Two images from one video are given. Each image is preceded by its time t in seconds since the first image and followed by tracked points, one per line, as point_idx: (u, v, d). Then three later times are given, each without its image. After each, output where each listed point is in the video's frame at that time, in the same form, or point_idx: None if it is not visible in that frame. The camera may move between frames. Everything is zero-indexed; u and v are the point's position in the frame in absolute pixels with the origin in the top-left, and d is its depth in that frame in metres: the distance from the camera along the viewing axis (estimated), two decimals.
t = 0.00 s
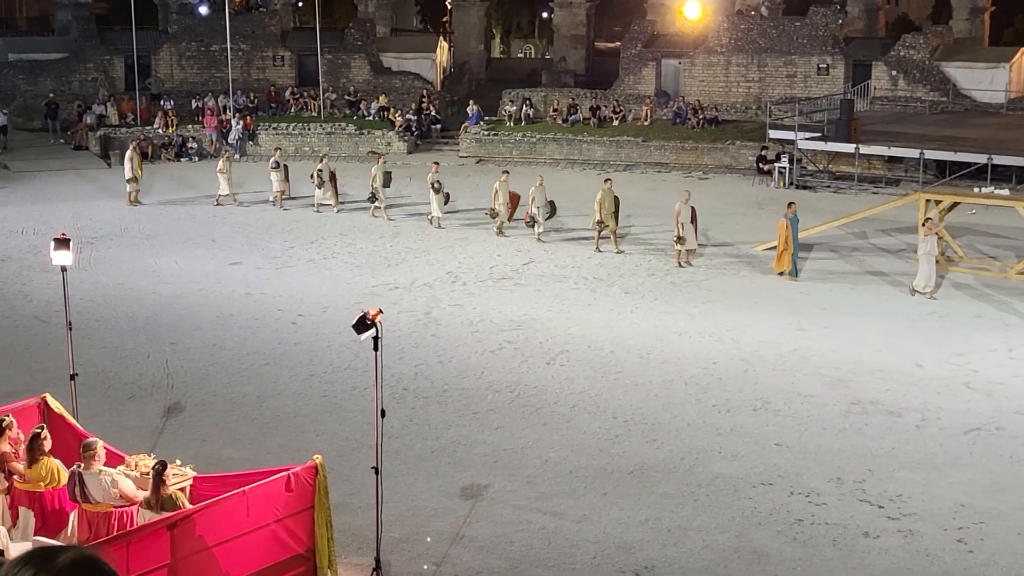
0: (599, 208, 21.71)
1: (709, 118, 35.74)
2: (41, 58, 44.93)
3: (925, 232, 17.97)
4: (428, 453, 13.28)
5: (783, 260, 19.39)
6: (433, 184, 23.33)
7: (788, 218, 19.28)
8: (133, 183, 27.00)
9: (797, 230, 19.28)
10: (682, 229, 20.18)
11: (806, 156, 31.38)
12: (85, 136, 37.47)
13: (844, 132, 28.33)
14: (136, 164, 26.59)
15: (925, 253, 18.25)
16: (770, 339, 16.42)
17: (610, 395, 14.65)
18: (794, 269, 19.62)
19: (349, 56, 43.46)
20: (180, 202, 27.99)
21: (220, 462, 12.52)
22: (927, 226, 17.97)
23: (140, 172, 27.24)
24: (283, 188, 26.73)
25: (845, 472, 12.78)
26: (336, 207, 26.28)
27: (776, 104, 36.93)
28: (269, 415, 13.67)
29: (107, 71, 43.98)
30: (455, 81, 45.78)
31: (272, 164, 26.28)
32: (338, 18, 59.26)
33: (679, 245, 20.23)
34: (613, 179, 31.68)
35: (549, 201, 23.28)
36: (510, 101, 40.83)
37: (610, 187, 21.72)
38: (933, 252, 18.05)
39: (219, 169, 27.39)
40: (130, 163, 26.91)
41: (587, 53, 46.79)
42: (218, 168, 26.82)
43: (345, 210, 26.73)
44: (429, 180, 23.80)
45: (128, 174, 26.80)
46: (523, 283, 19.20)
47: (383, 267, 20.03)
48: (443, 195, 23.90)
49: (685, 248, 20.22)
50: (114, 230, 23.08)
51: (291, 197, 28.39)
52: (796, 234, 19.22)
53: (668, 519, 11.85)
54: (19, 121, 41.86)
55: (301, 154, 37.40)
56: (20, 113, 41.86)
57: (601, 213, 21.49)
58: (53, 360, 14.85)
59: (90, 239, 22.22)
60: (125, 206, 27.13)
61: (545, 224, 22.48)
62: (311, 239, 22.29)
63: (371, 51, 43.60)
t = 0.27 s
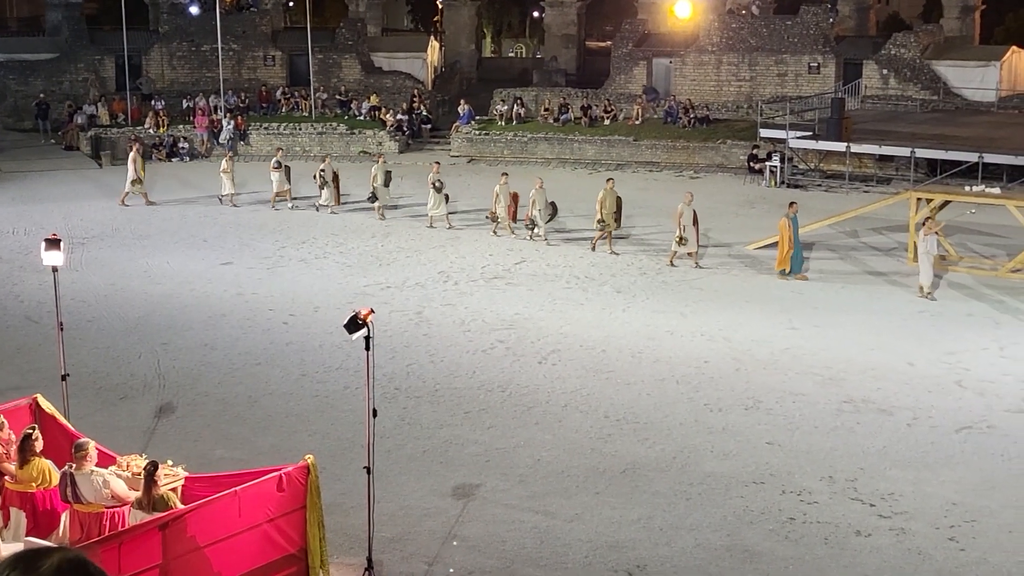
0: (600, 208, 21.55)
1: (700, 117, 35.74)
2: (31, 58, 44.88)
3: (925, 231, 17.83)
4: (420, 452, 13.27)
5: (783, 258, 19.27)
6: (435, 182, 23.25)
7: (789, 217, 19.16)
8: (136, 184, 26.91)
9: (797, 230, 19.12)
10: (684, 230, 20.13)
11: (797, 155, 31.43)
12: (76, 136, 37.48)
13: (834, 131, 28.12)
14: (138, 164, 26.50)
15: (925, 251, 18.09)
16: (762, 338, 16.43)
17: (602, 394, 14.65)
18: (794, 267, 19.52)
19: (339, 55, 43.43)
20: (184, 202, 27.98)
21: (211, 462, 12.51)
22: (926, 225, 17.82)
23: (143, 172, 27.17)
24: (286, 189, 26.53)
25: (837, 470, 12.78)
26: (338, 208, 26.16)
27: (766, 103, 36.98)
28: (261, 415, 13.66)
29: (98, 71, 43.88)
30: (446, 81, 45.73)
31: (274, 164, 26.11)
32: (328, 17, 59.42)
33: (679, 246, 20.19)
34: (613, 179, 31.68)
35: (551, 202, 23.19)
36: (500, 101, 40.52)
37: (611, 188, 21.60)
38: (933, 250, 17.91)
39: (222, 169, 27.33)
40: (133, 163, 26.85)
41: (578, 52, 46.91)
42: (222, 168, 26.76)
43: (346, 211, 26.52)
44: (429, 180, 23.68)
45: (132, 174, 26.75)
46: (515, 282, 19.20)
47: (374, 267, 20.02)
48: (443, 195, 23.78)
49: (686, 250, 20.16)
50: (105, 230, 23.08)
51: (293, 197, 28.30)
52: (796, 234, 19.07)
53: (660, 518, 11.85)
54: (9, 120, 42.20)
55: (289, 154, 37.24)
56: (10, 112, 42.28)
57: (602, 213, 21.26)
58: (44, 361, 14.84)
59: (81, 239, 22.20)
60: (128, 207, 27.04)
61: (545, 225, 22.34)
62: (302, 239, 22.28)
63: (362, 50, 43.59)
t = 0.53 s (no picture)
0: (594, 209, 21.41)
1: (684, 117, 35.76)
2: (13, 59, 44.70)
3: (917, 234, 17.96)
4: (405, 452, 13.28)
5: (777, 258, 19.29)
6: (429, 183, 23.06)
7: (784, 218, 19.10)
8: (131, 182, 26.99)
9: (792, 232, 19.13)
10: (678, 229, 20.09)
11: (782, 154, 31.50)
12: (59, 137, 37.46)
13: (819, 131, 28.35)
14: (132, 164, 26.58)
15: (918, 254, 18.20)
16: (746, 337, 16.47)
17: (587, 394, 14.67)
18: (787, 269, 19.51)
19: (324, 56, 43.38)
20: (181, 202, 27.96)
21: (196, 463, 12.49)
22: (920, 226, 18.01)
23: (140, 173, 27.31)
24: (280, 190, 26.34)
25: (821, 469, 12.81)
26: (333, 209, 25.99)
27: (750, 103, 37.06)
28: (245, 415, 13.65)
29: (81, 71, 43.78)
30: (430, 81, 45.67)
31: (268, 165, 25.96)
32: (312, 17, 59.36)
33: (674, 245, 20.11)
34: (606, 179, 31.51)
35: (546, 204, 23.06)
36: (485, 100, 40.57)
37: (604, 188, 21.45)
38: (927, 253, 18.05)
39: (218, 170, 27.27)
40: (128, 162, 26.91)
41: (563, 52, 46.88)
42: (216, 169, 26.78)
43: (341, 213, 26.31)
44: (424, 182, 23.54)
45: (126, 173, 26.92)
46: (499, 282, 19.21)
47: (359, 267, 20.02)
48: (438, 196, 23.60)
49: (681, 248, 20.10)
50: (89, 231, 23.03)
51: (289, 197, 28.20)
52: (791, 234, 19.09)
53: (645, 518, 11.86)
54: None
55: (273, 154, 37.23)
56: None
57: (596, 213, 21.04)
58: (27, 362, 14.81)
59: (65, 240, 22.14)
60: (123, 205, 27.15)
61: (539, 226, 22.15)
62: (286, 239, 22.27)
63: (346, 50, 43.56)
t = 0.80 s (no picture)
0: (589, 211, 21.28)
1: (671, 117, 35.78)
2: None
3: (912, 232, 17.92)
4: (392, 452, 13.27)
5: (775, 258, 19.19)
6: (425, 184, 22.87)
7: (780, 217, 19.17)
8: (126, 184, 27.01)
9: (789, 229, 19.13)
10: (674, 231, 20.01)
11: (768, 154, 31.50)
12: (44, 137, 37.37)
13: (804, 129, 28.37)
14: (128, 165, 26.57)
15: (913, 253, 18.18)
16: (733, 336, 16.50)
17: (574, 393, 14.69)
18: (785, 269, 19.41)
19: (310, 55, 43.33)
20: (177, 202, 27.91)
21: (183, 463, 12.46)
22: (915, 226, 17.95)
23: (137, 174, 27.30)
24: (276, 191, 26.19)
25: (808, 468, 12.83)
26: (329, 209, 25.79)
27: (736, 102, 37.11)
28: (232, 416, 13.64)
29: (66, 71, 43.65)
30: (417, 80, 45.62)
31: (265, 167, 25.79)
32: (298, 16, 59.29)
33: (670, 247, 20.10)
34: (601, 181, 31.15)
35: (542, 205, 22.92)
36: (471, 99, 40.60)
37: (600, 190, 21.31)
38: (922, 251, 18.00)
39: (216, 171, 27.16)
40: (124, 164, 26.95)
41: (549, 51, 46.88)
42: (214, 170, 26.66)
43: (337, 213, 26.16)
44: (420, 182, 23.36)
45: (122, 175, 26.87)
46: (486, 282, 19.21)
47: (346, 267, 20.01)
48: (435, 197, 23.43)
49: (678, 250, 20.01)
50: (74, 232, 22.99)
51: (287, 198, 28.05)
52: (787, 233, 19.08)
53: (632, 517, 11.87)
54: None
55: (261, 154, 37.27)
56: None
57: (591, 217, 21.04)
58: (12, 363, 14.77)
59: (50, 241, 22.07)
60: (119, 206, 27.26)
61: (536, 228, 22.01)
62: (273, 240, 22.24)
63: (333, 49, 43.53)
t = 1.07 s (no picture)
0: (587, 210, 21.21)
1: (658, 116, 35.82)
2: None
3: (909, 231, 17.81)
4: (381, 451, 13.26)
5: (774, 260, 19.21)
6: (422, 185, 22.76)
7: (777, 219, 19.13)
8: (125, 184, 26.91)
9: (787, 230, 19.07)
10: (672, 232, 20.09)
11: (755, 153, 31.53)
12: (32, 137, 37.33)
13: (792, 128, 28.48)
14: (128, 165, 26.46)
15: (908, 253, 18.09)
16: (721, 334, 16.52)
17: (563, 391, 14.69)
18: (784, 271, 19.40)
19: (297, 55, 43.34)
20: (177, 202, 27.83)
21: (171, 463, 12.44)
22: (911, 225, 17.83)
23: (135, 173, 27.22)
24: (275, 191, 26.00)
25: (796, 466, 12.85)
26: (327, 209, 25.61)
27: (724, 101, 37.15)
28: (221, 415, 13.62)
29: (53, 71, 43.61)
30: (405, 79, 45.61)
31: (263, 167, 25.59)
32: (286, 16, 59.26)
33: (669, 249, 20.13)
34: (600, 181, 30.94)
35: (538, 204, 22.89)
36: (459, 99, 40.63)
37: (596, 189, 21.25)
38: (918, 251, 17.90)
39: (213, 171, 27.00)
40: (123, 163, 26.86)
41: (537, 50, 46.89)
42: (212, 169, 26.51)
43: (336, 213, 25.98)
44: (417, 183, 23.26)
45: (121, 175, 26.80)
46: (474, 281, 19.21)
47: (334, 266, 19.99)
48: (432, 198, 23.36)
49: (676, 251, 20.03)
50: (62, 231, 22.95)
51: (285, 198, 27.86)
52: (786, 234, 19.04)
53: (621, 515, 11.88)
54: None
55: (248, 154, 37.26)
56: None
57: (589, 216, 20.91)
58: None
59: (36, 241, 22.02)
60: (118, 204, 27.20)
61: (535, 226, 21.95)
62: (261, 239, 22.22)
63: (320, 49, 43.52)
